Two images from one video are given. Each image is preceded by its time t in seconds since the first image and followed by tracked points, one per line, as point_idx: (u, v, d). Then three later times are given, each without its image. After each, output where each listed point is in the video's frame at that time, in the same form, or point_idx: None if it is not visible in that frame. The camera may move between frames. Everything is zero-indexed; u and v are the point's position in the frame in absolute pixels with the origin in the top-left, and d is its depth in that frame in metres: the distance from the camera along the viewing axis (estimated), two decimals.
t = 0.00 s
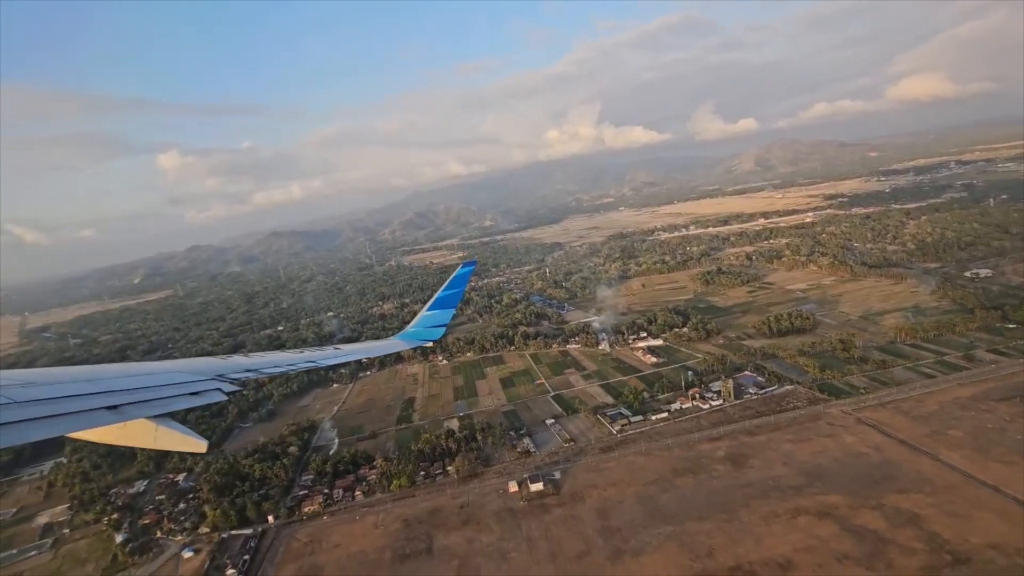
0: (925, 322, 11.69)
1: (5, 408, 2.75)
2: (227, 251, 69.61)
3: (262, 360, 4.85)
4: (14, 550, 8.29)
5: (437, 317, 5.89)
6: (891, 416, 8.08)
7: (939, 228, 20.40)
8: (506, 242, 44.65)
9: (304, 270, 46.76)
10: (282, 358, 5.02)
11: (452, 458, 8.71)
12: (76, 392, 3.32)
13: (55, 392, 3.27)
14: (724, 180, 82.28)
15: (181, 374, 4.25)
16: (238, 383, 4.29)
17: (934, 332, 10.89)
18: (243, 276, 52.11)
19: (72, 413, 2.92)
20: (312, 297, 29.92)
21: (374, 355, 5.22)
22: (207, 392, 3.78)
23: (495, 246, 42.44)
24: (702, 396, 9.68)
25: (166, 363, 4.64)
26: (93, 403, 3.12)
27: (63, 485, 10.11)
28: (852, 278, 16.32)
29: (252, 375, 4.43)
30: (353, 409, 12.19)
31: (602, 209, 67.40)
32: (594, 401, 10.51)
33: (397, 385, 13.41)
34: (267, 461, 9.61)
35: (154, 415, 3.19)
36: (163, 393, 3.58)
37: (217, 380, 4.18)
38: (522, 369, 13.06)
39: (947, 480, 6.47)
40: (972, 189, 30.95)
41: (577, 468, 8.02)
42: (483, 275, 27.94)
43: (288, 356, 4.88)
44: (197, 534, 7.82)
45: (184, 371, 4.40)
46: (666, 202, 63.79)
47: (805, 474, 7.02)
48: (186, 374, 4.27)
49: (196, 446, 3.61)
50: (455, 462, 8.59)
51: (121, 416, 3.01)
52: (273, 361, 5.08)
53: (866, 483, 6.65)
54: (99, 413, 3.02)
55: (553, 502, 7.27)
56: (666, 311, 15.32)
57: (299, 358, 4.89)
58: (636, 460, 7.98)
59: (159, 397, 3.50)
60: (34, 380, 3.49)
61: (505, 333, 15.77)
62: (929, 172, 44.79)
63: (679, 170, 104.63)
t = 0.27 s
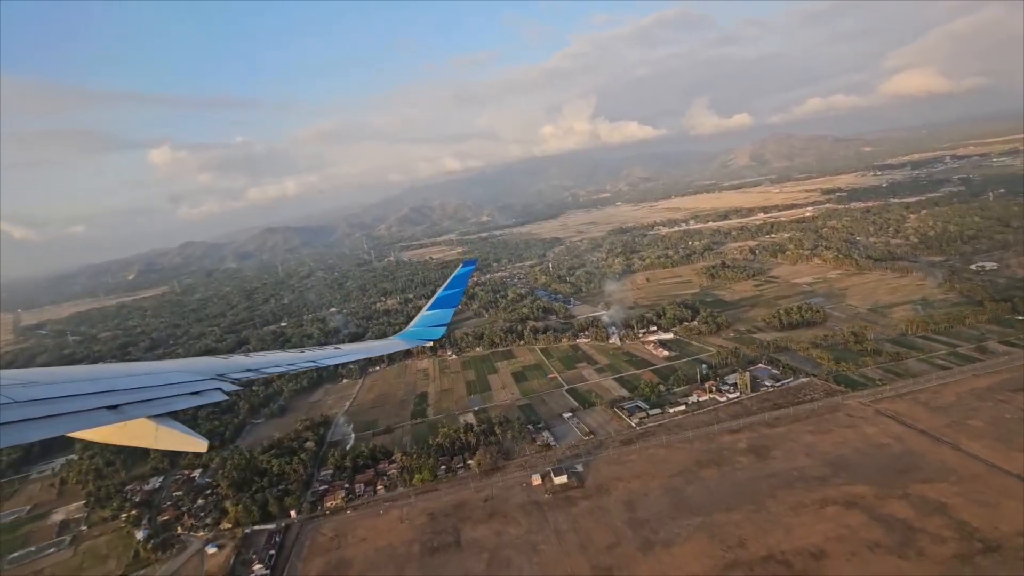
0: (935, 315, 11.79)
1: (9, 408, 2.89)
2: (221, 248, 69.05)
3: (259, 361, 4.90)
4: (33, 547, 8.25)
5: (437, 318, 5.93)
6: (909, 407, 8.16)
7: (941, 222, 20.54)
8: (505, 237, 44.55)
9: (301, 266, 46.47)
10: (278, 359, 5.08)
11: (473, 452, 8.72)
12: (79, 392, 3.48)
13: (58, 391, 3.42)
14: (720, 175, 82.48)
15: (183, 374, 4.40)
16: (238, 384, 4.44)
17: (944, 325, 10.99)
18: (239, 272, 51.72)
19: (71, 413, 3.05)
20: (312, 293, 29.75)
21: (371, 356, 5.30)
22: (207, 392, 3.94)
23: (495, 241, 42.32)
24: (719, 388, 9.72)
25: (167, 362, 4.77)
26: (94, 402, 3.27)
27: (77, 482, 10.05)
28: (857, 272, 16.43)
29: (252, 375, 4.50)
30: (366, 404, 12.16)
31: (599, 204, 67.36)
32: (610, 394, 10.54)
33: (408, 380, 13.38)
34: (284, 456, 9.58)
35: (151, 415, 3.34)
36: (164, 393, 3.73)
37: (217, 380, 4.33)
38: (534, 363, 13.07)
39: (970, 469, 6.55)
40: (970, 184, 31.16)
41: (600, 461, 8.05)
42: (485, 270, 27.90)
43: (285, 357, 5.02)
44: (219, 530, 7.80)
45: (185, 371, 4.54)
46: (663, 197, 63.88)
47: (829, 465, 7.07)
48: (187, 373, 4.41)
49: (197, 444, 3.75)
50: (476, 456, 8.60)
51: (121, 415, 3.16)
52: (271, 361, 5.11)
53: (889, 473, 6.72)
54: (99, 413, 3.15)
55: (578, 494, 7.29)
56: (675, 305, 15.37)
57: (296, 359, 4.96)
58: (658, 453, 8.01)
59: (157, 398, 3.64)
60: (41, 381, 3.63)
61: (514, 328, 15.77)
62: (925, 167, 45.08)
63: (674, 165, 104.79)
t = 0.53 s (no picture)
0: (944, 308, 11.90)
1: (7, 408, 2.78)
2: (216, 245, 68.47)
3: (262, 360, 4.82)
4: (52, 546, 8.20)
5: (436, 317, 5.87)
6: (927, 399, 8.24)
7: (942, 217, 20.71)
8: (504, 233, 44.48)
9: (299, 263, 46.19)
10: (280, 359, 4.99)
11: (493, 447, 8.73)
12: (78, 391, 3.38)
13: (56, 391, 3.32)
14: (716, 171, 82.70)
15: (182, 373, 4.28)
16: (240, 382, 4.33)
17: (955, 317, 11.09)
18: (236, 269, 51.39)
19: (70, 413, 2.95)
20: (312, 289, 29.62)
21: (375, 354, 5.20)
22: (206, 392, 3.85)
23: (494, 237, 42.26)
24: (736, 381, 9.77)
25: (166, 361, 4.65)
26: (94, 402, 3.17)
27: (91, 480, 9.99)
28: (862, 266, 16.54)
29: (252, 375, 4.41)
30: (378, 400, 12.12)
31: (596, 200, 67.39)
32: (626, 388, 10.56)
33: (419, 376, 13.35)
34: (301, 452, 9.55)
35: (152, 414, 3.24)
36: (164, 392, 3.64)
37: (218, 379, 4.22)
38: (545, 358, 13.07)
39: (994, 459, 6.62)
40: (967, 179, 31.41)
41: (622, 454, 8.07)
42: (487, 266, 27.85)
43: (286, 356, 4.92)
44: (241, 526, 7.77)
45: (186, 370, 4.43)
46: (660, 193, 63.96)
47: (853, 456, 7.13)
48: (187, 372, 4.31)
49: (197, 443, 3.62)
50: (497, 450, 8.60)
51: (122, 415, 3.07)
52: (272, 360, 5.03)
53: (914, 463, 6.78)
54: (99, 413, 3.05)
55: (603, 488, 7.31)
56: (683, 300, 15.41)
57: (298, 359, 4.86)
58: (680, 445, 8.05)
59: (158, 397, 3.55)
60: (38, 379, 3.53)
61: (522, 323, 15.76)
62: (921, 162, 45.42)
63: (670, 161, 104.96)
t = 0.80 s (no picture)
0: (952, 302, 12.01)
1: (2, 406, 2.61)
2: (210, 242, 67.92)
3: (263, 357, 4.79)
4: (69, 545, 8.11)
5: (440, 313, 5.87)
6: (944, 391, 8.32)
7: (943, 212, 20.91)
8: (502, 230, 44.44)
9: (296, 260, 45.93)
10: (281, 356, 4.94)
11: (513, 442, 8.73)
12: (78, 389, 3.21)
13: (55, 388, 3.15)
14: (711, 167, 82.99)
15: (182, 371, 4.13)
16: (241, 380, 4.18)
17: (964, 311, 11.20)
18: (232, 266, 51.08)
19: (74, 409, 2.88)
20: (313, 286, 29.47)
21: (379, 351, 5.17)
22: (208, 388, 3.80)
23: (493, 234, 42.21)
24: (751, 375, 9.82)
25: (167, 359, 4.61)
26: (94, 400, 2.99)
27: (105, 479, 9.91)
28: (867, 260, 16.67)
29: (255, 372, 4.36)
30: (390, 397, 12.09)
31: (593, 196, 67.48)
32: (641, 383, 10.59)
33: (429, 372, 13.33)
34: (318, 449, 9.52)
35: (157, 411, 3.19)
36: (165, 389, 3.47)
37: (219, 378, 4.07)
38: (556, 354, 13.08)
39: (1016, 449, 6.70)
40: (964, 174, 31.72)
41: (644, 448, 8.10)
42: (489, 263, 27.82)
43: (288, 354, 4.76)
44: (264, 523, 7.72)
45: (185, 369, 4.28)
46: (656, 189, 64.09)
47: (876, 448, 7.19)
48: (188, 370, 4.20)
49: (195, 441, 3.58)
50: (517, 445, 8.60)
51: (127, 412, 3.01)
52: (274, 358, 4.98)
53: (936, 454, 6.85)
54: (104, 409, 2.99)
55: (628, 481, 7.33)
56: (691, 295, 15.47)
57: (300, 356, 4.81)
58: (701, 439, 8.08)
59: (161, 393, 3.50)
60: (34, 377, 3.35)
61: (531, 319, 15.78)
62: (916, 158, 45.81)
63: (665, 158, 105.24)
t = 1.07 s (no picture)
0: (960, 296, 12.12)
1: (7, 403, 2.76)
2: (204, 241, 67.32)
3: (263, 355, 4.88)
4: (88, 544, 8.05)
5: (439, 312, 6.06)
6: (961, 384, 8.40)
7: (944, 208, 21.08)
8: (501, 227, 44.38)
9: (293, 258, 45.65)
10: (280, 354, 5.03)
11: (534, 438, 8.74)
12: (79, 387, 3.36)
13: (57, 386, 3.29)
14: (707, 165, 83.23)
15: (184, 369, 4.27)
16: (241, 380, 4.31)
17: (974, 305, 11.30)
18: (228, 265, 50.72)
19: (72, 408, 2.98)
20: (313, 284, 29.29)
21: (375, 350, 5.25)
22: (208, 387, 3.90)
23: (492, 231, 42.14)
24: (767, 370, 9.88)
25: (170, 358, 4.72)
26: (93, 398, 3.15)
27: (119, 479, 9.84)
28: (871, 256, 16.79)
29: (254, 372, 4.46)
30: (403, 394, 12.06)
31: (589, 193, 67.51)
32: (656, 378, 10.62)
33: (440, 369, 13.30)
34: (336, 446, 9.50)
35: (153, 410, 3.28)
36: (165, 388, 3.61)
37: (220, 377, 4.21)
38: (567, 350, 13.09)
39: None
40: (961, 171, 32.02)
41: (665, 443, 8.12)
42: (491, 260, 27.79)
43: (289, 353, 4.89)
44: (286, 520, 7.69)
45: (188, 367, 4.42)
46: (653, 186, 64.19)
47: (898, 441, 7.25)
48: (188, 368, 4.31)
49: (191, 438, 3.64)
50: (537, 441, 8.61)
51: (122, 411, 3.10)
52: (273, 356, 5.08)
53: (959, 446, 6.93)
54: (101, 408, 3.09)
55: (652, 476, 7.35)
56: (699, 291, 15.53)
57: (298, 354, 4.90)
58: (722, 434, 8.12)
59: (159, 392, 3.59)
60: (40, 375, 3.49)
61: (539, 316, 15.78)
62: (911, 155, 46.17)
63: (660, 155, 105.47)
